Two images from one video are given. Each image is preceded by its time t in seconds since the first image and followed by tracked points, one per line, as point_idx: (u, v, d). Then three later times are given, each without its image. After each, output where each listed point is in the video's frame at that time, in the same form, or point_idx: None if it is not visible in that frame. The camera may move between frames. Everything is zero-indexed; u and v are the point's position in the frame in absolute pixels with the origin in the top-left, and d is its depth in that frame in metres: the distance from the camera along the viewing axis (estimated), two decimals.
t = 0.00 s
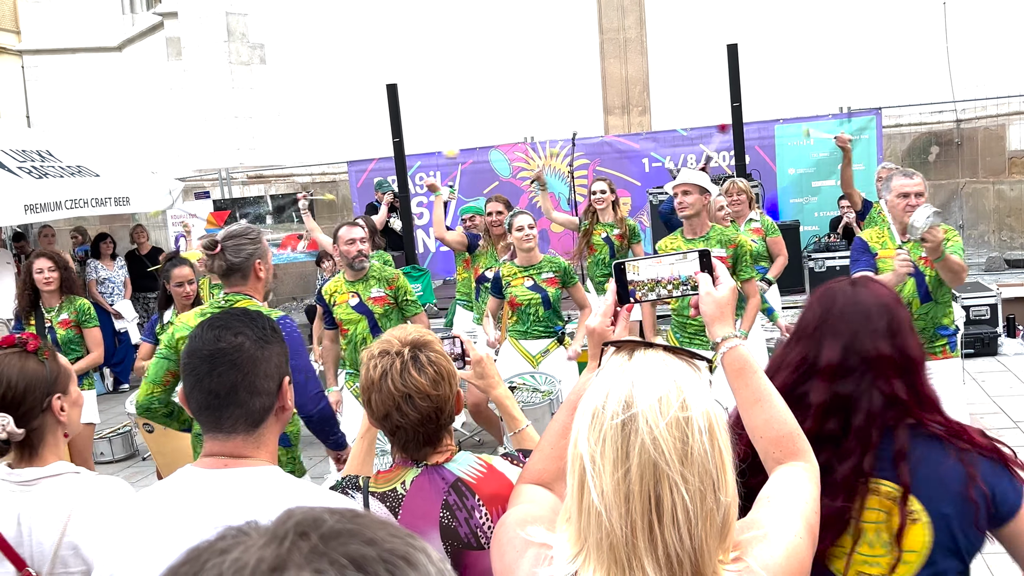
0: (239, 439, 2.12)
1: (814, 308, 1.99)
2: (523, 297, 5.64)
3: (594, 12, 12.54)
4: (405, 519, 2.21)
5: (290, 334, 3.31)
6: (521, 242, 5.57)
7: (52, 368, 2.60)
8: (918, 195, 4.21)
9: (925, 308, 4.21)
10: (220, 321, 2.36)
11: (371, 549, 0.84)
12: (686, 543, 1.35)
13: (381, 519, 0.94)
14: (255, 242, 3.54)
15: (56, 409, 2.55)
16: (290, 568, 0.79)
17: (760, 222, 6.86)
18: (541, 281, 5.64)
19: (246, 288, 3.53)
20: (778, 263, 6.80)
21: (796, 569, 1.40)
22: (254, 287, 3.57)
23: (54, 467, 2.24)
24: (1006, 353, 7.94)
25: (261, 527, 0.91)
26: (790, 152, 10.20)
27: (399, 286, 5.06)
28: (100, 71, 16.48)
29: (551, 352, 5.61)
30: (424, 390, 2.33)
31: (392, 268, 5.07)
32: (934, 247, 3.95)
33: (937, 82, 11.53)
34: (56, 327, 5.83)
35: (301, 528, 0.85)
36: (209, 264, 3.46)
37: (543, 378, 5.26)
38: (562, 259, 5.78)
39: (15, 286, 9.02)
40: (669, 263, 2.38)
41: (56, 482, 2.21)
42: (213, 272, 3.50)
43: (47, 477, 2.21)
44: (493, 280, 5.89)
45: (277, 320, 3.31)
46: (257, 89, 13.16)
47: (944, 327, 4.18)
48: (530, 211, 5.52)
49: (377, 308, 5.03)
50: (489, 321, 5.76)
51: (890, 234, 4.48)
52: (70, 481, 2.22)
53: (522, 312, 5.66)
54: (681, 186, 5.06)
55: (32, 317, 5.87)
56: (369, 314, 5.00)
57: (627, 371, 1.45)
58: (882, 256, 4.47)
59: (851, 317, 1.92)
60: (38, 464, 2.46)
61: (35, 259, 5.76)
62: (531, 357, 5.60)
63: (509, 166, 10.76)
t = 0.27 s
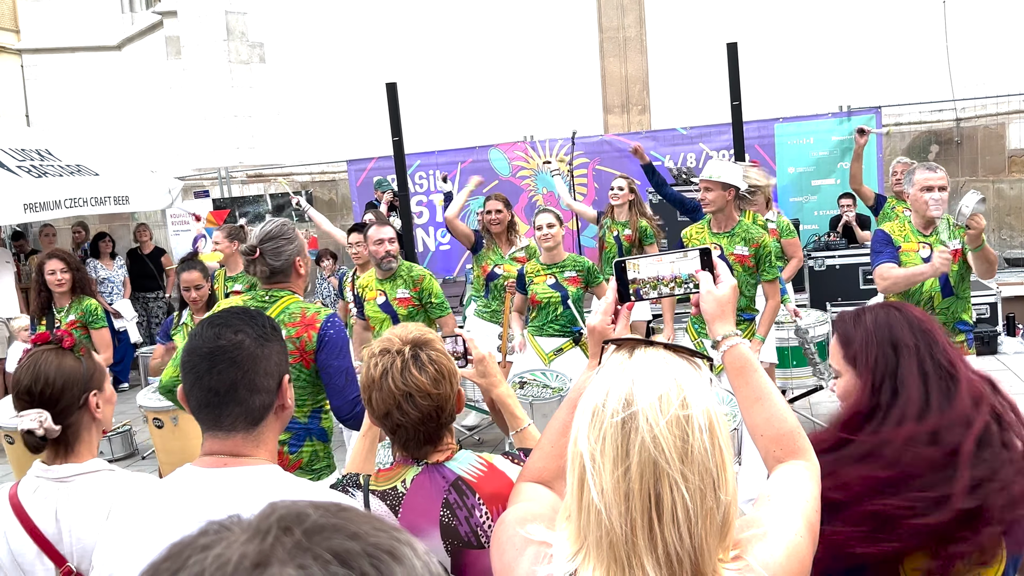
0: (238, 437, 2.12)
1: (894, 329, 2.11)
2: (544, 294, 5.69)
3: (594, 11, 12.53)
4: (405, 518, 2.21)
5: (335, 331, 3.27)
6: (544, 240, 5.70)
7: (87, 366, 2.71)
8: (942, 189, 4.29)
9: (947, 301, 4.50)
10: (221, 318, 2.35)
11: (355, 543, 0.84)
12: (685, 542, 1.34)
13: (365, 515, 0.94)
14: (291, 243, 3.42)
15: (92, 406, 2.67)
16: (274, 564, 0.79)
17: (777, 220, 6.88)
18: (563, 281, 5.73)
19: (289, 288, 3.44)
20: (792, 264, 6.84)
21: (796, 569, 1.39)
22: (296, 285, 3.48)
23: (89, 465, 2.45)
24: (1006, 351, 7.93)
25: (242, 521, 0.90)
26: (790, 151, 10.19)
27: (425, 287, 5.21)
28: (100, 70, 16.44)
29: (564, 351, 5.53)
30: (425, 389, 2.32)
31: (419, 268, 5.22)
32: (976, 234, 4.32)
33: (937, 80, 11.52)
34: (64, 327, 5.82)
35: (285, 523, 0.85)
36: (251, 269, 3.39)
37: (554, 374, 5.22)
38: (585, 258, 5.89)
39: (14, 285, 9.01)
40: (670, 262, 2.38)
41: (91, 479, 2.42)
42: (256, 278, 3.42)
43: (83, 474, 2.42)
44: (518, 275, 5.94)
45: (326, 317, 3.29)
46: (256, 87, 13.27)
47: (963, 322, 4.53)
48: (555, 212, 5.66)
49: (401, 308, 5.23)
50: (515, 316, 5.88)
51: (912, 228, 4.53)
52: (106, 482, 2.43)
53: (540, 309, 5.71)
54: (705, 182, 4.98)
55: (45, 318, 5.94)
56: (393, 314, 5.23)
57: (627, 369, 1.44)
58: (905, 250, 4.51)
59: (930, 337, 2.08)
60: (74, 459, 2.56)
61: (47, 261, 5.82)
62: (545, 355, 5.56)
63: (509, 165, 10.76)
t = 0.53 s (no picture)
0: (240, 436, 2.12)
1: (892, 349, 2.05)
2: (547, 292, 5.67)
3: (594, 10, 12.52)
4: (405, 517, 2.21)
5: (344, 329, 3.30)
6: (557, 237, 5.65)
7: (102, 366, 2.73)
8: (939, 192, 4.34)
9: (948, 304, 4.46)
10: (223, 316, 2.34)
11: (357, 550, 0.84)
12: (685, 541, 1.34)
13: (368, 525, 0.93)
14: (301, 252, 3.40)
15: (104, 406, 2.68)
16: (276, 566, 0.79)
17: (779, 220, 6.91)
18: (567, 280, 5.65)
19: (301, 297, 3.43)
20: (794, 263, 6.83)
21: (796, 568, 1.39)
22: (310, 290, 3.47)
23: (104, 467, 2.46)
24: (1006, 350, 7.94)
25: (245, 525, 0.90)
26: (790, 150, 10.20)
27: (442, 285, 5.28)
28: (99, 69, 16.43)
29: (564, 350, 5.61)
30: (426, 387, 2.32)
31: (437, 266, 5.28)
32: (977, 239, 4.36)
33: (937, 79, 11.51)
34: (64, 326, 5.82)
35: (287, 527, 0.85)
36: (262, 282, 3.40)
37: (552, 372, 5.25)
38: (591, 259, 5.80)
39: (14, 283, 9.00)
40: (669, 261, 2.39)
41: (107, 479, 2.44)
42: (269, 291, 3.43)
43: (98, 475, 2.43)
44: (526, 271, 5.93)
45: (336, 317, 3.31)
46: (256, 87, 13.17)
47: (964, 324, 4.50)
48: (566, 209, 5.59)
49: (416, 303, 5.25)
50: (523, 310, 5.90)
51: (910, 231, 4.51)
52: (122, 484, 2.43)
53: (544, 308, 5.69)
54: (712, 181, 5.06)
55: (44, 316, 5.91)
56: (406, 307, 5.25)
57: (627, 367, 1.44)
58: (904, 253, 4.49)
59: (925, 356, 2.02)
60: (86, 460, 2.55)
61: (49, 258, 5.80)
62: (545, 353, 5.63)
63: (509, 164, 10.77)
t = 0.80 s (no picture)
0: (241, 434, 2.11)
1: (867, 298, 2.11)
2: (538, 291, 5.71)
3: (593, 10, 12.52)
4: (406, 515, 2.21)
5: (320, 333, 3.20)
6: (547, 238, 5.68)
7: (92, 358, 2.70)
8: (909, 189, 4.32)
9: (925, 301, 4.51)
10: (226, 315, 2.35)
11: (338, 549, 0.82)
12: (685, 539, 1.34)
13: (359, 513, 0.92)
14: (291, 238, 3.42)
15: (94, 397, 2.65)
16: (256, 565, 0.79)
17: (766, 219, 6.80)
18: (558, 279, 5.71)
19: (282, 285, 3.45)
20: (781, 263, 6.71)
21: (796, 568, 1.39)
22: (290, 282, 3.49)
23: (88, 458, 2.41)
24: (1006, 349, 7.94)
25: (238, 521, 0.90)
26: (790, 149, 10.20)
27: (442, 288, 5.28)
28: (100, 69, 16.43)
29: (557, 348, 5.59)
30: (427, 387, 2.32)
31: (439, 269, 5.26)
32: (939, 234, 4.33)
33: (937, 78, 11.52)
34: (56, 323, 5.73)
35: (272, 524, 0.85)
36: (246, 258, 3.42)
37: (545, 370, 5.23)
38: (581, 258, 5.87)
39: (14, 283, 8.99)
40: (669, 259, 2.36)
41: (90, 471, 2.39)
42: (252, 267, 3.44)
43: (81, 466, 2.38)
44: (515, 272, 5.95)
45: (312, 318, 3.22)
46: (256, 86, 13.22)
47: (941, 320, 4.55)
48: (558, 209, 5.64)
49: (420, 303, 5.21)
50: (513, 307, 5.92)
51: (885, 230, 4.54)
52: (102, 480, 2.38)
53: (534, 306, 5.73)
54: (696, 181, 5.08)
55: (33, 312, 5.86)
56: (410, 307, 5.19)
57: (628, 365, 1.44)
58: (878, 252, 4.52)
59: (914, 307, 2.08)
60: (75, 450, 2.51)
61: (40, 255, 5.88)
62: (537, 352, 5.60)
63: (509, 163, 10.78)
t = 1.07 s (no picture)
0: (240, 434, 2.11)
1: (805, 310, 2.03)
2: (514, 294, 5.64)
3: (593, 9, 12.51)
4: (405, 513, 2.21)
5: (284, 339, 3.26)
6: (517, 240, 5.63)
7: (50, 368, 2.68)
8: (857, 194, 4.44)
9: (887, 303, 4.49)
10: (226, 313, 2.35)
11: (341, 548, 0.84)
12: (685, 538, 1.34)
13: (353, 517, 0.94)
14: (268, 243, 3.64)
15: (51, 408, 2.61)
16: (259, 567, 0.79)
17: (745, 219, 6.76)
18: (533, 279, 5.66)
19: (252, 287, 3.61)
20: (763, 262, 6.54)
21: (796, 567, 1.38)
22: (260, 286, 3.64)
23: (43, 470, 2.29)
24: (1006, 348, 7.94)
25: (230, 522, 0.89)
26: (790, 148, 10.20)
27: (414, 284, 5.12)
28: (99, 68, 16.42)
29: (539, 348, 5.58)
30: (424, 394, 2.31)
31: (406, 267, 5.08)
32: (881, 242, 3.95)
33: (937, 78, 11.52)
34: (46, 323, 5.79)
35: (271, 526, 0.85)
36: (223, 258, 3.55)
37: (529, 371, 5.22)
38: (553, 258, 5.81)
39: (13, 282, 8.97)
40: (669, 258, 2.38)
41: (44, 484, 2.26)
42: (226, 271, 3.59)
43: (37, 478, 2.27)
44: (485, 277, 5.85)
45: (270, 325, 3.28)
46: (256, 85, 13.18)
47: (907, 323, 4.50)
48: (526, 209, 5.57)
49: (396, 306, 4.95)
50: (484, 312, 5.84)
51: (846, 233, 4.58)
52: (60, 488, 2.26)
53: (512, 309, 5.67)
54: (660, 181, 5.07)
55: (20, 314, 5.82)
56: (388, 310, 4.91)
57: (627, 364, 1.44)
58: (838, 256, 4.58)
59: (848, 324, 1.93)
60: (28, 462, 2.51)
61: (25, 257, 5.87)
62: (519, 353, 5.60)
63: (508, 162, 10.78)
